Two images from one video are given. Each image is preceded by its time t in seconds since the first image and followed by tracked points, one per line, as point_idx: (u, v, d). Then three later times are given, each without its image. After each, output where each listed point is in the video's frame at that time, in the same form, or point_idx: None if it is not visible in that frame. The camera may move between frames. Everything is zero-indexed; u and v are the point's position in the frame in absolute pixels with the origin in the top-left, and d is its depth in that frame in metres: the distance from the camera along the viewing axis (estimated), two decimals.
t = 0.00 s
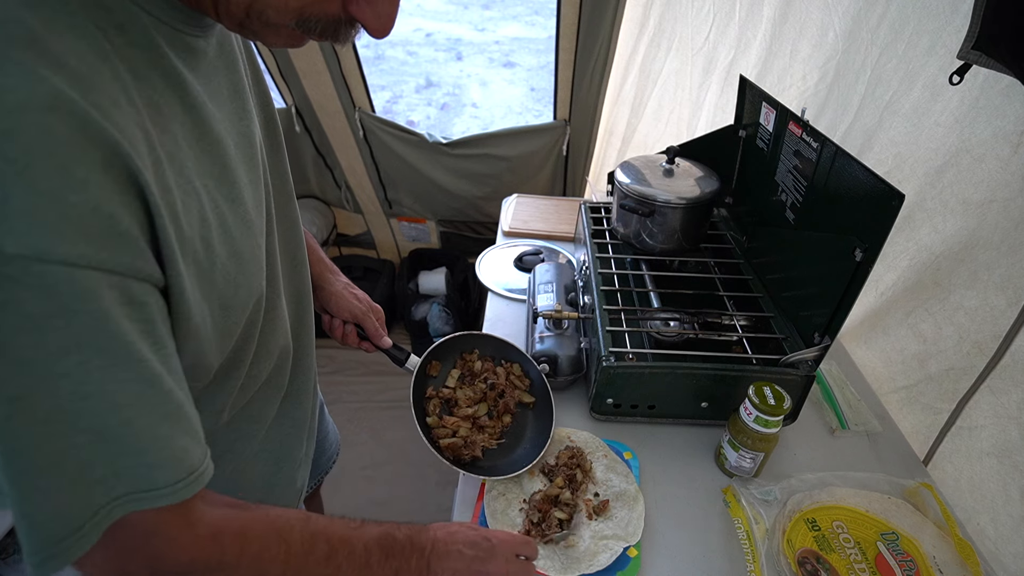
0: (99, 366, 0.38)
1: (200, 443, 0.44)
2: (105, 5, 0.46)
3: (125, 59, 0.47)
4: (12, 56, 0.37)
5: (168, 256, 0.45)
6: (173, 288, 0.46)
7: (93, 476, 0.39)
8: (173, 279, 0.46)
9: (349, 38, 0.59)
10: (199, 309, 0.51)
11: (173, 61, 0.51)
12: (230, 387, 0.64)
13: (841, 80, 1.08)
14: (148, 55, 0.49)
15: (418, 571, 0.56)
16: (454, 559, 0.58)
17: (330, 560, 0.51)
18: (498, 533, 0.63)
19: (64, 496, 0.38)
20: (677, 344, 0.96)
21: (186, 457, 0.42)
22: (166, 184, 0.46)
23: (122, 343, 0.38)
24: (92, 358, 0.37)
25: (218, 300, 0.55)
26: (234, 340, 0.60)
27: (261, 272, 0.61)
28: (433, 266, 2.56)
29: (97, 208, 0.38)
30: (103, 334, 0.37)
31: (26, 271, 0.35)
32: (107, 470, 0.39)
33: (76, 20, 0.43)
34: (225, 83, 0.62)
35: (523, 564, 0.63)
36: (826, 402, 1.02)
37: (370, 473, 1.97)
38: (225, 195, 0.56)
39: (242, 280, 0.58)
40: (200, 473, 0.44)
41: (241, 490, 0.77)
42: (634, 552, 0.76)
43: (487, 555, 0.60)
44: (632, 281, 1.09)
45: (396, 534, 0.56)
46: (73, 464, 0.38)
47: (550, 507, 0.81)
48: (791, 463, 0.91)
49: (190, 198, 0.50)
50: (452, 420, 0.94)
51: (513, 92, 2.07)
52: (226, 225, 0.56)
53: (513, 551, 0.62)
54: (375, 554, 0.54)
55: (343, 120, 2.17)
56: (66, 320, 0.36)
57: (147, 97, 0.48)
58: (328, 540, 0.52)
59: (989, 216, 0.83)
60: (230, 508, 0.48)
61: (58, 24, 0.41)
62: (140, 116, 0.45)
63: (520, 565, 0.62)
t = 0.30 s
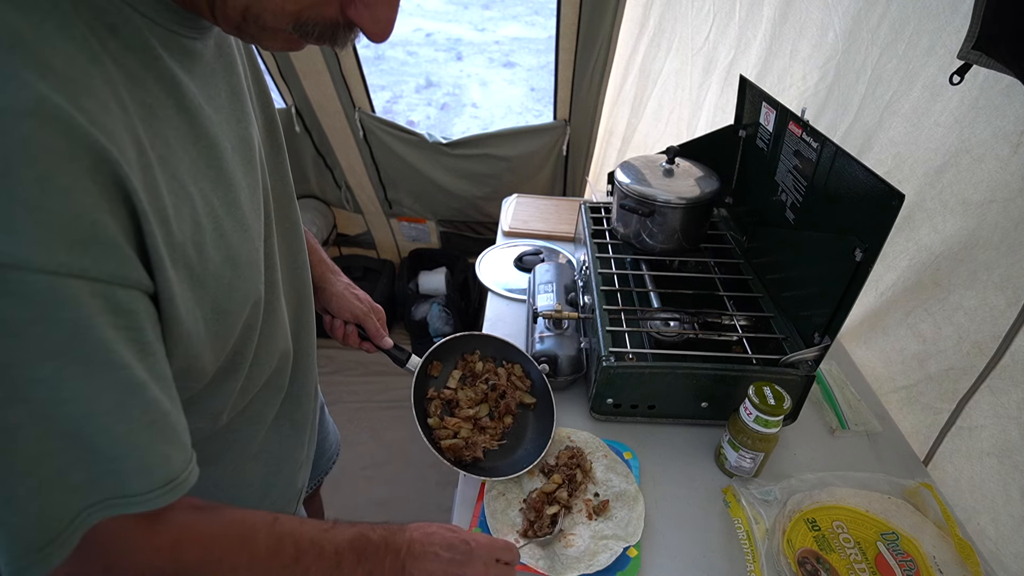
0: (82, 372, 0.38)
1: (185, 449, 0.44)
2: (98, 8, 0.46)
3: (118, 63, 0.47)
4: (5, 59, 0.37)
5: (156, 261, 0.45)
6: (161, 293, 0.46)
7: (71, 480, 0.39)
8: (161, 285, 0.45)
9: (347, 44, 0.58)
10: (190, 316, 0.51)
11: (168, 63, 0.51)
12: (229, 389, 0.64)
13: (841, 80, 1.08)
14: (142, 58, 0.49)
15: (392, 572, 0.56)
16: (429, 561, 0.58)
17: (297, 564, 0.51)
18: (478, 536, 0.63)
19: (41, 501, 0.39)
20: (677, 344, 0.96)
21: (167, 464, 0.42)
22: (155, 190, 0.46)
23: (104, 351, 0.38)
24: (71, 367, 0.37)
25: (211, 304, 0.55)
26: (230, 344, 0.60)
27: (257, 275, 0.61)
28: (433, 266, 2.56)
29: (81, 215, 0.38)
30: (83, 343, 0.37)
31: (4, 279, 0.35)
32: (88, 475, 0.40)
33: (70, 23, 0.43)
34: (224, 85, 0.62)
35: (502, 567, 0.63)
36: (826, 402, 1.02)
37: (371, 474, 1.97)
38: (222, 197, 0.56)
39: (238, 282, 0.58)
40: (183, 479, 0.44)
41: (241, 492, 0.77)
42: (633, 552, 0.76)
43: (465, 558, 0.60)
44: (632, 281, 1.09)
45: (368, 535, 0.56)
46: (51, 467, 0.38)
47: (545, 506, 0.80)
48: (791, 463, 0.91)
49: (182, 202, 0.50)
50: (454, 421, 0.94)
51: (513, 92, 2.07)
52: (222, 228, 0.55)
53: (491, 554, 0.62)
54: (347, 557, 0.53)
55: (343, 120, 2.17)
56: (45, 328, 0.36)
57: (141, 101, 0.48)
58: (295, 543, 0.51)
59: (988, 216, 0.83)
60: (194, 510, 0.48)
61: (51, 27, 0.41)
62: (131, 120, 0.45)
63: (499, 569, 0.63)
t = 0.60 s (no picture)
0: (84, 366, 0.38)
1: (188, 451, 0.45)
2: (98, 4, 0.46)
3: (119, 58, 0.47)
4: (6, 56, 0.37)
5: (157, 257, 0.45)
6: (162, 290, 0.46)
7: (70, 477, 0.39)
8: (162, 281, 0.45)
9: (347, 37, 0.59)
10: (192, 314, 0.51)
11: (168, 60, 0.51)
12: (234, 389, 0.64)
13: (840, 80, 1.08)
14: (142, 55, 0.49)
15: (380, 570, 0.57)
16: (418, 560, 0.59)
17: (274, 562, 0.51)
18: (467, 535, 0.64)
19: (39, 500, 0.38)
20: (677, 343, 0.96)
21: (171, 464, 0.43)
22: (156, 187, 0.46)
23: (104, 347, 0.38)
24: (73, 364, 0.37)
25: (213, 304, 0.55)
26: (235, 343, 0.60)
27: (259, 273, 0.61)
28: (433, 266, 2.56)
29: (83, 211, 0.38)
30: (85, 339, 0.37)
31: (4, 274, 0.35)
32: (89, 472, 0.40)
33: (70, 19, 0.43)
34: (223, 84, 0.62)
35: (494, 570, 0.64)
36: (826, 402, 1.02)
37: (371, 474, 1.97)
38: (222, 195, 0.56)
39: (240, 282, 0.58)
40: (186, 479, 0.45)
41: (242, 492, 0.77)
42: (634, 552, 0.76)
43: (456, 557, 0.61)
44: (632, 281, 1.09)
45: (352, 534, 0.57)
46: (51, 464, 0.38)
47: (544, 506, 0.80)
48: (790, 463, 0.91)
49: (184, 199, 0.50)
50: (454, 422, 0.94)
51: (513, 92, 2.07)
52: (223, 227, 0.55)
53: (484, 555, 0.64)
54: (330, 555, 0.54)
55: (343, 120, 2.17)
56: (44, 324, 0.36)
57: (141, 97, 0.48)
58: (273, 541, 0.52)
59: (988, 216, 0.83)
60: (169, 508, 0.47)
61: (52, 22, 0.41)
62: (132, 117, 0.45)
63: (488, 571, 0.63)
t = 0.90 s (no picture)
0: (114, 370, 0.37)
1: (214, 440, 0.44)
2: (98, 13, 0.45)
3: (122, 69, 0.47)
4: (9, 64, 0.37)
5: (178, 260, 0.46)
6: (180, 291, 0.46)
7: (111, 484, 0.39)
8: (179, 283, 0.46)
9: (345, 47, 0.59)
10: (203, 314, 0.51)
11: (169, 67, 0.51)
12: (223, 388, 0.65)
13: (840, 80, 1.08)
14: (144, 63, 0.49)
15: (451, 553, 0.55)
16: (490, 543, 0.57)
17: (363, 543, 0.50)
18: (534, 520, 0.60)
19: (76, 505, 0.38)
20: (677, 344, 0.96)
21: (200, 455, 0.42)
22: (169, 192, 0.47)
23: (136, 349, 0.38)
24: (105, 369, 0.37)
25: (215, 305, 0.55)
26: (230, 345, 0.61)
27: (258, 273, 0.62)
28: (433, 266, 2.56)
29: (105, 219, 0.38)
30: (119, 342, 0.37)
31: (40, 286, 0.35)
32: (127, 478, 0.39)
33: (72, 29, 0.42)
34: (222, 87, 0.62)
35: (559, 554, 0.60)
36: (826, 402, 1.02)
37: (370, 473, 1.97)
38: (223, 200, 0.56)
39: (240, 283, 0.58)
40: (214, 469, 0.43)
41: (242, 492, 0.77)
42: (633, 552, 0.76)
43: (523, 543, 0.58)
44: (632, 281, 1.09)
45: (431, 517, 0.55)
46: (94, 472, 0.38)
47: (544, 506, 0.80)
48: (791, 463, 0.91)
49: (190, 204, 0.50)
50: (454, 423, 0.94)
51: (513, 92, 2.07)
52: (224, 229, 0.55)
53: (549, 538, 0.60)
54: (410, 538, 0.52)
55: (343, 120, 2.17)
56: (82, 332, 0.36)
57: (146, 105, 0.48)
58: (362, 524, 0.51)
59: (988, 216, 0.83)
60: (262, 491, 0.48)
61: (54, 32, 0.41)
62: (141, 125, 0.46)
63: (554, 555, 0.60)
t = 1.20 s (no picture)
0: (104, 367, 0.38)
1: (201, 448, 0.45)
2: (104, 9, 0.45)
3: (127, 65, 0.47)
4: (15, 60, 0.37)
5: (173, 260, 0.45)
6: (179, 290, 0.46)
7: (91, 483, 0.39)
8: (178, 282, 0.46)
9: (350, 44, 0.59)
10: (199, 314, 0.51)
11: (173, 65, 0.51)
12: (228, 392, 0.64)
13: (840, 80, 1.08)
14: (148, 59, 0.49)
15: (419, 556, 0.57)
16: (455, 543, 0.58)
17: (330, 549, 0.51)
18: (497, 516, 0.63)
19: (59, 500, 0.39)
20: (677, 344, 0.96)
21: (187, 463, 0.43)
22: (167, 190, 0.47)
23: (127, 350, 0.38)
24: (93, 368, 0.37)
25: (215, 305, 0.55)
26: (234, 345, 0.61)
27: (259, 274, 0.62)
28: (433, 266, 2.56)
29: (105, 215, 0.38)
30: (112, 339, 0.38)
31: (34, 279, 0.35)
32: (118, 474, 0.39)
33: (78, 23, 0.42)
34: (224, 86, 0.62)
35: (522, 549, 0.63)
36: (826, 402, 1.02)
37: (370, 473, 1.97)
38: (225, 199, 0.56)
39: (241, 283, 0.58)
40: (200, 478, 0.44)
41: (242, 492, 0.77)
42: (633, 553, 0.76)
43: (490, 539, 0.60)
44: (632, 281, 1.09)
45: (394, 522, 0.57)
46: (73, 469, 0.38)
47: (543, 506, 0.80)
48: (790, 463, 0.91)
49: (190, 202, 0.50)
50: (455, 424, 0.94)
51: (513, 92, 2.07)
52: (224, 229, 0.55)
53: (513, 534, 0.62)
54: (375, 542, 0.54)
55: (343, 120, 2.17)
56: (74, 328, 0.36)
57: (148, 102, 0.48)
58: (327, 530, 0.52)
59: (987, 216, 0.83)
60: (226, 503, 0.48)
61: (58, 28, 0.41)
62: (143, 121, 0.46)
63: (519, 551, 0.62)
